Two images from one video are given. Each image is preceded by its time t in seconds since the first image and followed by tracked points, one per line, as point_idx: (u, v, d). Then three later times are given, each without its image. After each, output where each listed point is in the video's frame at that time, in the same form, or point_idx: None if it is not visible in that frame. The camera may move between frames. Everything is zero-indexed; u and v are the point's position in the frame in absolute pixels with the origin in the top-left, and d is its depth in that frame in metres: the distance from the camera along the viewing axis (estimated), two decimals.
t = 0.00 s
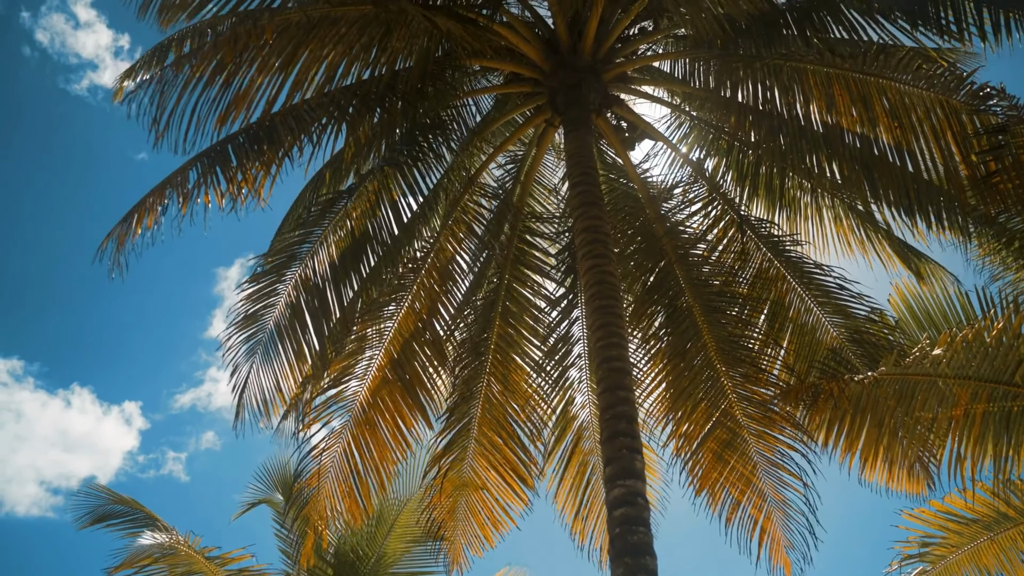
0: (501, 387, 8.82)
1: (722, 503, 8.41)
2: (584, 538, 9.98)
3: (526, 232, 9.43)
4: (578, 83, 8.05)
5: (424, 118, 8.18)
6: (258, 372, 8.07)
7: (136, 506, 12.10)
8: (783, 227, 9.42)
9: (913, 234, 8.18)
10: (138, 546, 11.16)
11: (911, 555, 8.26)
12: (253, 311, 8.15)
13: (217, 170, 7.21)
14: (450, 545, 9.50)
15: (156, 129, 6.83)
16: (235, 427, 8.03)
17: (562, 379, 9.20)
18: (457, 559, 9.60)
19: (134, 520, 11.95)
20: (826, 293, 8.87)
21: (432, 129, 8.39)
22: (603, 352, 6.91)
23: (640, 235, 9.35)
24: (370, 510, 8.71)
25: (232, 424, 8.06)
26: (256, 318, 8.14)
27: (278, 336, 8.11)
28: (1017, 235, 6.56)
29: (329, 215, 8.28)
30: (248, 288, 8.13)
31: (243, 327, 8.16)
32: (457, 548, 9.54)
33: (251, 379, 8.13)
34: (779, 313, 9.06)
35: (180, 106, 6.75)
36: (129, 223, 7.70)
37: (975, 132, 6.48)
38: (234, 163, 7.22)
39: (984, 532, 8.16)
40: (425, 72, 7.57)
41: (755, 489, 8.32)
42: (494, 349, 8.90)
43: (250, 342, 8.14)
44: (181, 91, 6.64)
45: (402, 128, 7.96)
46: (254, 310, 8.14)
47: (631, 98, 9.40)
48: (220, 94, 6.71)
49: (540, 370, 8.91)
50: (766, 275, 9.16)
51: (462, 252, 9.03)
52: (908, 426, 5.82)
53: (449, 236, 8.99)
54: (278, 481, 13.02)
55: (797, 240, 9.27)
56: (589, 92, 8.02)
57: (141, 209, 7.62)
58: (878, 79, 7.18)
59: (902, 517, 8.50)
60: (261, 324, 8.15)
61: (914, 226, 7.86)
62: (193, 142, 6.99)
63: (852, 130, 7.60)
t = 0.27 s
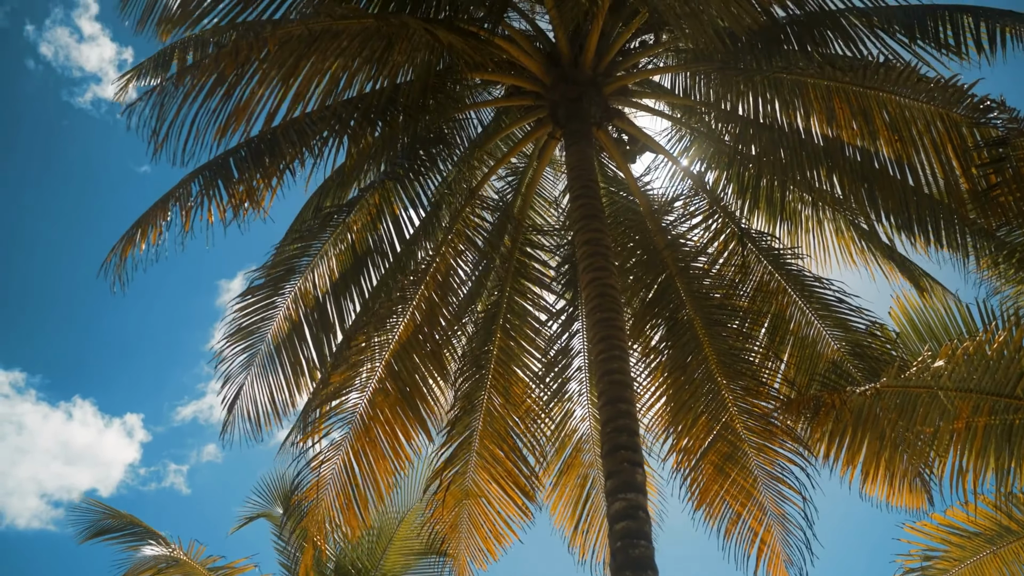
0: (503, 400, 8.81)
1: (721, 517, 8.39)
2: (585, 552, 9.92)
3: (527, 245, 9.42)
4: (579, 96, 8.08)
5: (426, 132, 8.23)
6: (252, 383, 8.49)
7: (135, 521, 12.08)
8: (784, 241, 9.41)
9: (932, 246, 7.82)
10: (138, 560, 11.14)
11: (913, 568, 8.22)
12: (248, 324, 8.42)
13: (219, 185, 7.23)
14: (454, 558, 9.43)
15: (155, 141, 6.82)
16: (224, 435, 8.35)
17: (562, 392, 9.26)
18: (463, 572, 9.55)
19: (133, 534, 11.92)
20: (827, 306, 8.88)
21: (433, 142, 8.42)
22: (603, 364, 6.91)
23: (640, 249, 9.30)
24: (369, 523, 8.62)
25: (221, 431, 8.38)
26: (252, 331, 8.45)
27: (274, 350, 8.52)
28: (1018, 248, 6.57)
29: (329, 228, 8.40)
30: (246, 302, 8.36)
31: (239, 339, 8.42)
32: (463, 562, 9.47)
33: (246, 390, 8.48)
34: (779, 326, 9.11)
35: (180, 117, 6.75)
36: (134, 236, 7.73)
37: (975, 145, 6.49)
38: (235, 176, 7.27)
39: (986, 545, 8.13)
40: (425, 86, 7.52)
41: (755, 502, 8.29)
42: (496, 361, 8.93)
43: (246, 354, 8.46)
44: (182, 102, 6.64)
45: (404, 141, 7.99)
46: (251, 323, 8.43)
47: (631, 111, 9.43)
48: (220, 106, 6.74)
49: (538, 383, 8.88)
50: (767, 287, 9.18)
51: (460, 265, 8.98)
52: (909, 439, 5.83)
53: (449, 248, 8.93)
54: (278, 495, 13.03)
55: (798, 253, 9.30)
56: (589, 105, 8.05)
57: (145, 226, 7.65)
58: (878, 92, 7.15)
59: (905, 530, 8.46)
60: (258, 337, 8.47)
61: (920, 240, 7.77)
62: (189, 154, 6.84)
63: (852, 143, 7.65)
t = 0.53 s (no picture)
0: (504, 411, 8.78)
1: (722, 526, 8.32)
2: (584, 563, 9.79)
3: (527, 255, 9.44)
4: (580, 106, 8.08)
5: (426, 141, 8.23)
6: (248, 391, 8.53)
7: (134, 531, 12.03)
8: (784, 250, 9.45)
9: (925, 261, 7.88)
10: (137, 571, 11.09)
11: None
12: (246, 332, 8.37)
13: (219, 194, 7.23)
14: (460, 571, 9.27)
15: (155, 151, 6.81)
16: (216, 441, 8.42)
17: (561, 402, 9.17)
18: None
19: (132, 545, 11.87)
20: (827, 316, 8.87)
21: (432, 152, 8.38)
22: (604, 374, 6.89)
23: (640, 259, 9.29)
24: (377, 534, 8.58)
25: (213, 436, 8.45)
26: (249, 339, 8.40)
27: (270, 359, 8.54)
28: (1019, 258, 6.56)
29: (328, 238, 8.43)
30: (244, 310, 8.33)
31: (235, 346, 8.37)
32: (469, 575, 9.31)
33: (241, 397, 8.52)
34: (780, 337, 9.08)
35: (180, 128, 6.75)
36: (133, 242, 7.72)
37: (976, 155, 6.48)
38: (235, 185, 7.25)
39: (989, 556, 8.10)
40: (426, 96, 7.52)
41: (757, 513, 8.30)
42: (497, 371, 8.92)
43: (242, 362, 8.44)
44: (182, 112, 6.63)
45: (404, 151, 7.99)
46: (248, 331, 8.38)
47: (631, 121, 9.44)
48: (220, 116, 6.73)
49: (538, 393, 8.87)
50: (768, 297, 9.16)
51: (460, 274, 8.99)
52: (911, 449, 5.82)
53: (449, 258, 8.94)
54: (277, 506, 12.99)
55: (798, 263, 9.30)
56: (590, 116, 8.06)
57: (145, 233, 7.65)
58: (879, 103, 7.12)
59: (907, 541, 8.44)
60: (254, 345, 8.43)
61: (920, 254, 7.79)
62: (188, 164, 6.74)
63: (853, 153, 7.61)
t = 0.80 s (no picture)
0: (504, 421, 8.77)
1: (723, 538, 8.30)
2: None
3: (527, 264, 9.46)
4: (579, 116, 8.09)
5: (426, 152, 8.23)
6: (246, 399, 8.48)
7: (133, 543, 11.99)
8: (784, 261, 9.43)
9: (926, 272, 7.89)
10: None
11: None
12: (244, 341, 8.38)
13: (219, 202, 7.22)
14: None
15: (154, 162, 6.81)
16: (214, 452, 8.34)
17: (559, 414, 9.10)
18: None
19: (130, 557, 11.83)
20: (827, 326, 8.85)
21: (432, 162, 8.41)
22: (605, 385, 6.87)
23: (639, 269, 9.31)
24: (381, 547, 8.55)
25: (211, 447, 8.38)
26: (248, 347, 8.40)
27: (269, 368, 8.52)
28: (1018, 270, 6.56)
29: (327, 247, 8.43)
30: (243, 319, 8.35)
31: (233, 355, 8.36)
32: None
33: (238, 407, 8.47)
34: (780, 347, 9.08)
35: (179, 139, 6.74)
36: (130, 250, 7.74)
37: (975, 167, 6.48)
38: (235, 193, 7.26)
39: (989, 568, 8.05)
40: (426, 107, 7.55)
41: (758, 523, 8.27)
42: (497, 381, 8.87)
43: (239, 372, 8.41)
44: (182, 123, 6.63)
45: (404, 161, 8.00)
46: (247, 339, 8.40)
47: (631, 132, 9.45)
48: (219, 126, 6.75)
49: (538, 402, 8.84)
50: (768, 307, 9.15)
51: (461, 283, 9.02)
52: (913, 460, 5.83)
53: (449, 268, 8.96)
54: (277, 516, 12.96)
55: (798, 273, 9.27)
56: (590, 126, 8.07)
57: (143, 239, 7.65)
58: (878, 114, 7.10)
59: (907, 552, 8.40)
60: (253, 353, 8.43)
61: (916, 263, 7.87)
62: (187, 174, 6.72)
63: (852, 164, 7.60)
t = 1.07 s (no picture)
0: (502, 431, 8.75)
1: (723, 548, 8.23)
2: None
3: (526, 274, 9.44)
4: (579, 126, 8.09)
5: (425, 161, 8.25)
6: (247, 408, 8.45)
7: (132, 552, 11.95)
8: (783, 270, 9.44)
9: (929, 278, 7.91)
10: None
11: None
12: (245, 348, 8.36)
13: (218, 208, 7.24)
14: None
15: (152, 172, 6.81)
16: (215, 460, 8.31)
17: (557, 423, 9.04)
18: None
19: (130, 567, 11.79)
20: (827, 335, 8.83)
21: (432, 171, 8.41)
22: (605, 395, 6.85)
23: (637, 279, 9.31)
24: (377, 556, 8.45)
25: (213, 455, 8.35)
26: (249, 355, 8.39)
27: (269, 376, 8.49)
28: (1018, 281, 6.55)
29: (327, 256, 8.47)
30: (245, 327, 8.33)
31: (234, 362, 8.36)
32: None
33: (239, 415, 8.44)
34: (780, 357, 9.05)
35: (177, 148, 6.75)
36: (128, 254, 7.73)
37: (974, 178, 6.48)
38: (234, 201, 7.26)
39: None
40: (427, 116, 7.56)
41: (757, 535, 8.22)
42: (495, 391, 8.87)
43: (240, 380, 8.40)
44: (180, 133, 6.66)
45: (403, 170, 8.00)
46: (248, 347, 8.37)
47: (631, 141, 9.46)
48: (218, 136, 6.77)
49: (535, 412, 8.79)
50: (768, 317, 9.12)
51: (461, 292, 8.99)
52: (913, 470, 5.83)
53: (449, 276, 8.89)
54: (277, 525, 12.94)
55: (798, 282, 9.25)
56: (590, 137, 8.05)
57: (141, 245, 7.65)
58: (878, 124, 7.08)
59: (908, 562, 8.36)
60: (254, 361, 8.42)
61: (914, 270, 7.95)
62: (186, 183, 6.71)
63: (852, 173, 7.59)
